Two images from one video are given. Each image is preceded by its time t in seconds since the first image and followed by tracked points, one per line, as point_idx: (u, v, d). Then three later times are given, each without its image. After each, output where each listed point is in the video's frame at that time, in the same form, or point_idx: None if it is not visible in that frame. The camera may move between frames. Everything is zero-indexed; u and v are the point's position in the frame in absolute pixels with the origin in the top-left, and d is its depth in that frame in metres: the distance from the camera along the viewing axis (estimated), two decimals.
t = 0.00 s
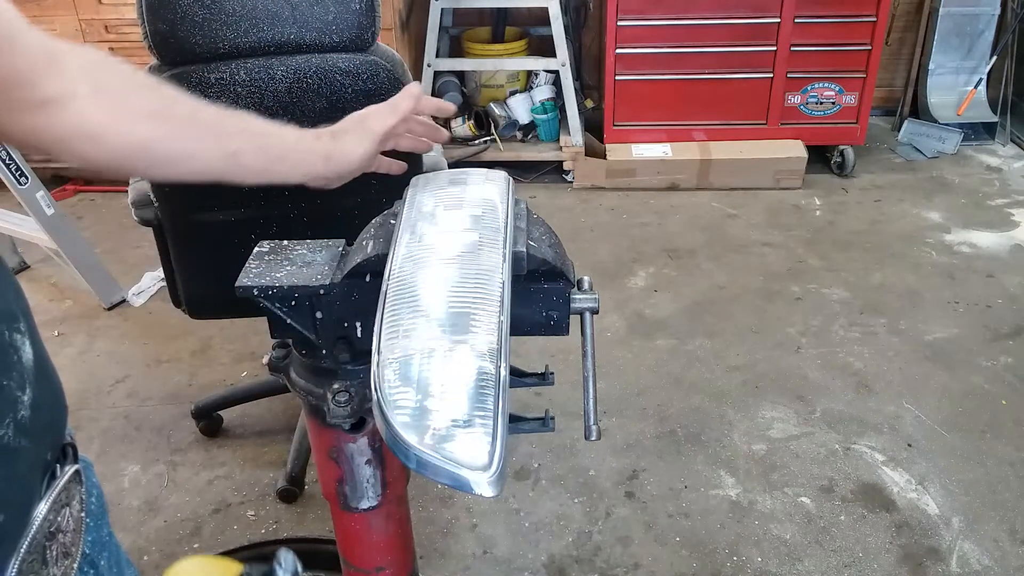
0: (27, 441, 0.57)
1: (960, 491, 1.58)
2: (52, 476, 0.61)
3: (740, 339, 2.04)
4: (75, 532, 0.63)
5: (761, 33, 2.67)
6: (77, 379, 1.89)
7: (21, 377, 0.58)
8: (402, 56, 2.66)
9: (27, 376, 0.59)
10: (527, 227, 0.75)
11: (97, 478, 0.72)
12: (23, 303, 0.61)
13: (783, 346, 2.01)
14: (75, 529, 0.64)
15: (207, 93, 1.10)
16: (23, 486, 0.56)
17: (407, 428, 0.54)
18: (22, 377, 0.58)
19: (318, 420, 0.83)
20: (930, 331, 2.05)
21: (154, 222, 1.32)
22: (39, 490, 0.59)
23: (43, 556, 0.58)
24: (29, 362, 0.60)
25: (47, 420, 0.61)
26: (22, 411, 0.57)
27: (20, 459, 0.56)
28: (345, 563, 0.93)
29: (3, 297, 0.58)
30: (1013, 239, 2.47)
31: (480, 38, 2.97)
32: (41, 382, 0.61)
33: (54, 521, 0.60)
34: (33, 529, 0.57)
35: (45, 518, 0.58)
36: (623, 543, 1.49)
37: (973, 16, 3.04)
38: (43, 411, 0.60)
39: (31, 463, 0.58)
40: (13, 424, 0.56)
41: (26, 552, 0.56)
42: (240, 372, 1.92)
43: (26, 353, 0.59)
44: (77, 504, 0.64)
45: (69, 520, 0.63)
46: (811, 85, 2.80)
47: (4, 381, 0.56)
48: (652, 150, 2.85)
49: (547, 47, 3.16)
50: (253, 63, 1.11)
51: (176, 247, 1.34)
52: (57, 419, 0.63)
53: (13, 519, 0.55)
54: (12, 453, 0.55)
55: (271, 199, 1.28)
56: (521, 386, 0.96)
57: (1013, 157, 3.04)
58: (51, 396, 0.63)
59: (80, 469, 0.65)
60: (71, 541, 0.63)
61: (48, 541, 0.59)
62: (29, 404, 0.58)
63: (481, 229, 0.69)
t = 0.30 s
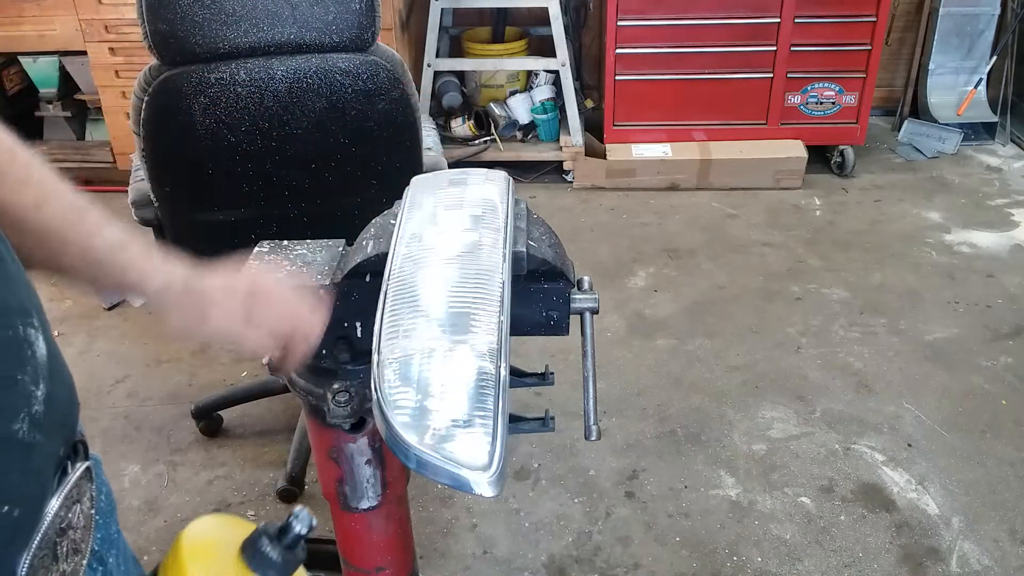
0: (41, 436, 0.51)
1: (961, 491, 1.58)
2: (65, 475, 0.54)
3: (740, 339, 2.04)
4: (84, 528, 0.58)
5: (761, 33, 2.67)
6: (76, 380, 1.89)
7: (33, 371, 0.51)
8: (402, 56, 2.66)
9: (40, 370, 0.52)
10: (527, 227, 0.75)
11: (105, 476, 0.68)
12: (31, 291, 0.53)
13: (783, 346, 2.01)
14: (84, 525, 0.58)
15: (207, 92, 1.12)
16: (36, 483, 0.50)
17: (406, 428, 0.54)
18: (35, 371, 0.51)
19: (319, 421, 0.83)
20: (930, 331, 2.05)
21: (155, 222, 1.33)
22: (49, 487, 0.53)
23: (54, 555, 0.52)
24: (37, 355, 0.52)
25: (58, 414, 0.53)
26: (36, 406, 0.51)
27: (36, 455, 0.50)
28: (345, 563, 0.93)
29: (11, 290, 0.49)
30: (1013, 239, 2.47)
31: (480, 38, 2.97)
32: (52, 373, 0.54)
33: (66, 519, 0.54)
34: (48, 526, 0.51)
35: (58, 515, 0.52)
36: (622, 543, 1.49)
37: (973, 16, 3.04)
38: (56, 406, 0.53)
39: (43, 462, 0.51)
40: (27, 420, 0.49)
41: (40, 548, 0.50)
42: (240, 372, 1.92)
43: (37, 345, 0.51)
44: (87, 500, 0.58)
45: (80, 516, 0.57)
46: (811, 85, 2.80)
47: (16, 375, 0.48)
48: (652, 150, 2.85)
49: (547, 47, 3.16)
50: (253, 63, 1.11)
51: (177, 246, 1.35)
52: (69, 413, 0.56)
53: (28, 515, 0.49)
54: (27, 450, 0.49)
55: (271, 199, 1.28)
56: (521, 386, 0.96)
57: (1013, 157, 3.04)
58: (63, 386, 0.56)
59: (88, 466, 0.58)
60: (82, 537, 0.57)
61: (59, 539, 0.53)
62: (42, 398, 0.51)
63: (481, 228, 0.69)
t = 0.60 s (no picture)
0: (34, 434, 0.62)
1: (961, 491, 1.58)
2: (56, 470, 0.65)
3: (740, 339, 2.04)
4: (79, 524, 0.67)
5: (761, 33, 2.67)
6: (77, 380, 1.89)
7: (27, 374, 0.62)
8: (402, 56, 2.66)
9: (33, 372, 0.63)
10: (527, 227, 0.75)
11: (100, 479, 0.75)
12: (28, 306, 0.66)
13: (783, 346, 2.01)
14: (79, 521, 0.67)
15: (207, 92, 1.12)
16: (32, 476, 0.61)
17: (406, 428, 0.54)
18: (27, 373, 0.62)
19: (318, 420, 0.84)
20: (930, 331, 2.05)
21: (154, 222, 1.33)
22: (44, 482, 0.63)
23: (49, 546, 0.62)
24: (34, 361, 0.64)
25: (49, 416, 0.65)
26: (29, 406, 0.62)
27: (29, 451, 0.61)
28: (345, 563, 0.93)
29: (8, 299, 0.62)
30: (1013, 239, 2.47)
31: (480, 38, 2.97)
32: (46, 379, 0.65)
33: (58, 513, 0.63)
34: (41, 517, 0.61)
35: (51, 508, 0.62)
36: (622, 543, 1.49)
37: (973, 16, 3.04)
38: (48, 407, 0.64)
39: (36, 456, 0.62)
40: (20, 418, 0.60)
41: (33, 538, 0.60)
42: (240, 372, 1.92)
43: (32, 350, 0.64)
44: (80, 498, 0.68)
45: (74, 512, 0.66)
46: (811, 85, 2.80)
47: (10, 375, 0.60)
48: (653, 150, 2.85)
49: (547, 47, 3.16)
50: (253, 63, 1.12)
51: (176, 247, 1.35)
52: (61, 416, 0.67)
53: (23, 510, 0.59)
54: (22, 445, 0.60)
55: (271, 199, 1.28)
56: (521, 386, 0.96)
57: (1013, 157, 3.04)
58: (57, 394, 0.67)
59: (81, 464, 0.69)
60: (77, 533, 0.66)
61: (53, 532, 0.62)
62: (35, 398, 0.63)
63: (482, 229, 0.69)
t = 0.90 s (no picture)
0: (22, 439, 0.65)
1: (961, 491, 1.58)
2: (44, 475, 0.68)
3: (740, 339, 2.04)
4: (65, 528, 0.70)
5: (761, 33, 2.67)
6: (77, 379, 1.89)
7: (17, 381, 0.66)
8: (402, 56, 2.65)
9: (22, 379, 0.67)
10: (527, 227, 0.75)
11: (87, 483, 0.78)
12: (16, 311, 0.70)
13: (783, 346, 2.01)
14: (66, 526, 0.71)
15: (207, 92, 1.12)
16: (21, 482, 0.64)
17: (406, 428, 0.54)
18: (18, 381, 0.66)
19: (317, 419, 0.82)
20: (930, 331, 2.05)
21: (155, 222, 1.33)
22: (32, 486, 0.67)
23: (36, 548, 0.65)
24: (24, 365, 0.68)
25: (40, 420, 0.69)
26: (19, 412, 0.65)
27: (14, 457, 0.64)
28: (345, 562, 0.93)
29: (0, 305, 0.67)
30: (1013, 239, 2.47)
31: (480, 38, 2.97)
32: (34, 384, 0.69)
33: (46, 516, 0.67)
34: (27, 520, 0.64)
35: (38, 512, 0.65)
36: (622, 543, 1.49)
37: (973, 16, 3.04)
38: (36, 413, 0.68)
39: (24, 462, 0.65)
40: (9, 425, 0.64)
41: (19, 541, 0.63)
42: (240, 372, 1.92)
43: (22, 356, 0.68)
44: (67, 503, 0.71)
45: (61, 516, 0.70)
46: (811, 85, 2.80)
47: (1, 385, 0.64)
48: (652, 149, 2.85)
49: (546, 47, 3.16)
50: (253, 63, 1.11)
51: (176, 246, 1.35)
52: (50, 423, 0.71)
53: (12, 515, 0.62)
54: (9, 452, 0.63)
55: (271, 199, 1.29)
56: (521, 386, 0.96)
57: (1013, 157, 3.04)
58: (46, 399, 0.70)
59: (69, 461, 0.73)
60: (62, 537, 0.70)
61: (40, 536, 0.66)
62: (24, 405, 0.66)
63: (482, 229, 0.70)
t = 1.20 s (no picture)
0: (23, 429, 0.63)
1: (960, 491, 1.58)
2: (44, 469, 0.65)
3: (740, 339, 2.04)
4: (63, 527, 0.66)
5: (761, 33, 2.67)
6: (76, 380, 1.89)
7: (17, 368, 0.65)
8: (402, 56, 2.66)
9: (22, 367, 0.66)
10: (527, 227, 0.75)
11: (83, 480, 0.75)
12: (10, 300, 0.68)
13: (783, 346, 2.01)
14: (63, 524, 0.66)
15: (207, 92, 1.12)
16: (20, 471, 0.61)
17: (406, 428, 0.54)
18: (18, 369, 0.64)
19: (317, 420, 0.82)
20: (930, 331, 2.05)
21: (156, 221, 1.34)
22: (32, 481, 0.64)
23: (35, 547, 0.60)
24: (21, 355, 0.66)
25: (40, 413, 0.66)
26: (20, 401, 0.63)
27: (20, 447, 0.62)
28: (345, 562, 0.93)
29: None
30: (1013, 239, 2.47)
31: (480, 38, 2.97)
32: (32, 375, 0.67)
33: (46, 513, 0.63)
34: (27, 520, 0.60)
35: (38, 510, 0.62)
36: (622, 543, 1.49)
37: (973, 16, 3.04)
38: (38, 403, 0.66)
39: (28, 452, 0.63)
40: (13, 414, 0.62)
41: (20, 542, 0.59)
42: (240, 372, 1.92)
43: (19, 345, 0.66)
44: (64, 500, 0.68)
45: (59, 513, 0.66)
46: (811, 85, 2.80)
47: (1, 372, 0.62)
48: (652, 150, 2.85)
49: (546, 48, 3.17)
50: (253, 62, 1.11)
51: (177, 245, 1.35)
52: (51, 415, 0.69)
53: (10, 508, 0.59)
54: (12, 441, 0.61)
55: (270, 198, 1.29)
56: (521, 386, 0.96)
57: (1013, 157, 3.04)
58: (45, 391, 0.69)
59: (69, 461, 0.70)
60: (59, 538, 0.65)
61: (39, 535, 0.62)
62: (25, 394, 0.64)
63: (482, 228, 0.69)
